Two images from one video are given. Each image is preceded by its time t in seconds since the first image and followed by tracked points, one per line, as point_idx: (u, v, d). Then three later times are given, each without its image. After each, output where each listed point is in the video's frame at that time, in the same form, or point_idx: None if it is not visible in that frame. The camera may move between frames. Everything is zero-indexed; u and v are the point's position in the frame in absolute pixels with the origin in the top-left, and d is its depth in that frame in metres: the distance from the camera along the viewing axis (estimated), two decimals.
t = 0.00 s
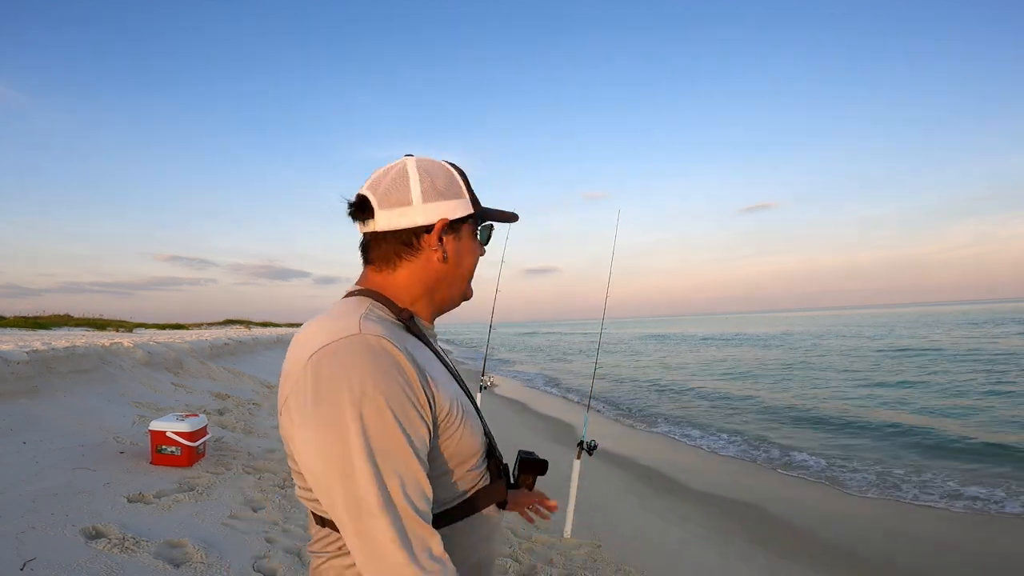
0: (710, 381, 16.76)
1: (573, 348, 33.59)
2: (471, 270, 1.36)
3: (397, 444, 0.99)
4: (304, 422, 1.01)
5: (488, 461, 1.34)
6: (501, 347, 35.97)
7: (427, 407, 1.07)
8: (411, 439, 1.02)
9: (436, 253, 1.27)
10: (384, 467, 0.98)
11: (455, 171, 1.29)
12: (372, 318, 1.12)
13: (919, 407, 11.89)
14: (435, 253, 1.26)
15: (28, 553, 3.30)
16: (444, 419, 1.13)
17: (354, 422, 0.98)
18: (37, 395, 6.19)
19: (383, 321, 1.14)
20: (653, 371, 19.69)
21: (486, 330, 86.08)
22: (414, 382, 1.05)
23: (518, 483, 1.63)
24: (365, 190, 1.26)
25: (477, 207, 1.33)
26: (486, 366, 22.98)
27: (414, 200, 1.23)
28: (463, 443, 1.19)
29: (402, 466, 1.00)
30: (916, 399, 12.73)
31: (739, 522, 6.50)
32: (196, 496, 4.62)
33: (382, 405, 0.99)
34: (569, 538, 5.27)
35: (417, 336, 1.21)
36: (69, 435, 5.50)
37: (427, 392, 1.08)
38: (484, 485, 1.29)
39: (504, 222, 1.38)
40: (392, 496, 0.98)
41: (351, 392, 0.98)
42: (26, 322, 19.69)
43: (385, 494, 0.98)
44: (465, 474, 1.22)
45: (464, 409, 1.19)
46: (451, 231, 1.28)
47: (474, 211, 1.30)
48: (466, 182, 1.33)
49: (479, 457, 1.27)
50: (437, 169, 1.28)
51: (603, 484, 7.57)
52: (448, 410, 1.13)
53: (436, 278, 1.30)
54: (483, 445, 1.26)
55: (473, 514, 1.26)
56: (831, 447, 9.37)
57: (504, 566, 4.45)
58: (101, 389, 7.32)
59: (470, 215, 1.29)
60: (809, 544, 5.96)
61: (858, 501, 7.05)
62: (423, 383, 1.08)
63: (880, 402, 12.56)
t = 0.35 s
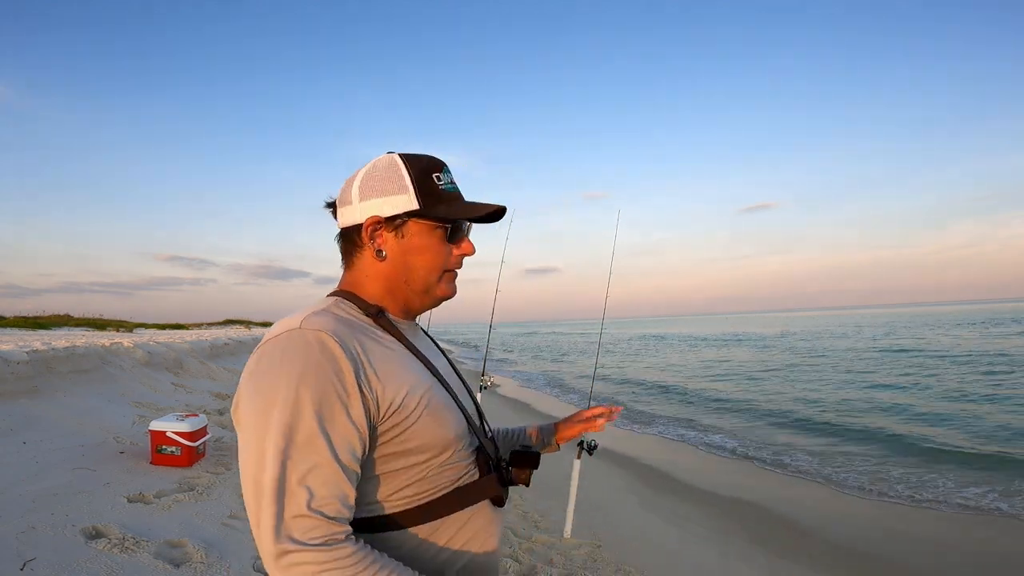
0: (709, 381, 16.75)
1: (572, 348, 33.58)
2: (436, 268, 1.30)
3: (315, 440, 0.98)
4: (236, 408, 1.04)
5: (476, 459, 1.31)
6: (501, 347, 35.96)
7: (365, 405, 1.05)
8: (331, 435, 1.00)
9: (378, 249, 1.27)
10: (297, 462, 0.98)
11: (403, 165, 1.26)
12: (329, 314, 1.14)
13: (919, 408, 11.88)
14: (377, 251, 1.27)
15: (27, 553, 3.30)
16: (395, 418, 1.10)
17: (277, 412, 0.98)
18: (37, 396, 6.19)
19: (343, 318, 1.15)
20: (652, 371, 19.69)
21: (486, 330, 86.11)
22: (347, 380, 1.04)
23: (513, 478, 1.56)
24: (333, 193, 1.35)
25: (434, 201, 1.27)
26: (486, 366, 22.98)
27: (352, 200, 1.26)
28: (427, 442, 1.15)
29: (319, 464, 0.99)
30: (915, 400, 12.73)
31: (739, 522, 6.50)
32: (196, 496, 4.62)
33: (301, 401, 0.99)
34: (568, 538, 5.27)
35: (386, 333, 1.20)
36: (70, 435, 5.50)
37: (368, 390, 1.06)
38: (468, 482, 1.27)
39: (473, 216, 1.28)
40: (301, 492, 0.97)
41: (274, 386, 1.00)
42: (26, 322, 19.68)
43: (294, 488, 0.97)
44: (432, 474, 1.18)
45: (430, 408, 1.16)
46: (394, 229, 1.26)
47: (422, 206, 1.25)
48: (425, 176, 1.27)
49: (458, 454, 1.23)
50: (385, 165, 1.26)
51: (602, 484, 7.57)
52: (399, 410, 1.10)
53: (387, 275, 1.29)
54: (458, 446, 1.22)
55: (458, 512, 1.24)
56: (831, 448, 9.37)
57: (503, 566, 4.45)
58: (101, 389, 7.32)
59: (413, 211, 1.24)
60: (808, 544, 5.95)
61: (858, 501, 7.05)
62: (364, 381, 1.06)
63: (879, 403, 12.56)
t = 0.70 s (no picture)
0: (710, 381, 16.74)
1: (572, 348, 33.58)
2: (369, 274, 1.30)
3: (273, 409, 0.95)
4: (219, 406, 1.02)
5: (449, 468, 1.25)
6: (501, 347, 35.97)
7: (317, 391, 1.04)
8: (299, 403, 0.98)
9: (337, 258, 1.38)
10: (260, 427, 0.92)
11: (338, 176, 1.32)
12: (289, 317, 1.17)
13: (918, 409, 11.89)
14: (336, 260, 1.38)
15: (27, 553, 3.31)
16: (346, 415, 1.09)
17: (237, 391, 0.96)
18: (38, 396, 6.19)
19: (304, 319, 1.18)
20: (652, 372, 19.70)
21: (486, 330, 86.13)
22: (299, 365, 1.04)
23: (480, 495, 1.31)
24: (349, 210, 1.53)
25: (352, 207, 1.26)
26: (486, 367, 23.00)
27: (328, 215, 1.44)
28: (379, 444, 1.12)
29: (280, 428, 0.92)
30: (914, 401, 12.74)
31: (739, 522, 6.49)
32: (196, 496, 4.63)
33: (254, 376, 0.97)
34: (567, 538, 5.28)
35: (352, 336, 1.20)
36: (70, 435, 5.50)
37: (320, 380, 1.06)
38: (434, 492, 1.22)
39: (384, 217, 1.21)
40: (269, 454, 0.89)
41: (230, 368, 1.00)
42: (25, 322, 19.67)
43: (264, 452, 0.89)
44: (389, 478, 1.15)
45: (384, 409, 1.14)
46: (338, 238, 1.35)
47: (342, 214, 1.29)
48: (352, 183, 1.28)
49: (423, 461, 1.19)
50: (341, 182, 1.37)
51: (602, 484, 7.57)
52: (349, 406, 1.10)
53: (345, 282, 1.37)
54: (420, 452, 1.18)
55: (421, 520, 1.19)
56: (831, 450, 9.37)
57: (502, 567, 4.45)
58: (102, 389, 7.32)
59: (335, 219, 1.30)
60: (808, 543, 5.94)
61: (858, 501, 7.03)
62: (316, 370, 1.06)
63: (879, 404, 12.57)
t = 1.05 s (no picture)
0: (713, 381, 16.61)
1: (574, 347, 33.49)
2: (370, 279, 1.21)
3: (228, 447, 0.94)
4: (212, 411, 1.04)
5: (454, 487, 1.14)
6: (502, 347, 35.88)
7: (288, 417, 0.98)
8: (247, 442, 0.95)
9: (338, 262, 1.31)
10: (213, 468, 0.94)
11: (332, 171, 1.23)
12: (281, 322, 1.10)
13: (922, 409, 11.77)
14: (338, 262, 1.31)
15: (27, 553, 3.24)
16: (329, 433, 1.00)
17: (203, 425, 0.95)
18: (38, 396, 6.12)
19: (297, 325, 1.10)
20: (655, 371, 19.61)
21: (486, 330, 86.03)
22: (276, 388, 0.98)
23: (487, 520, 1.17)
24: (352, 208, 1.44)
25: (347, 205, 1.18)
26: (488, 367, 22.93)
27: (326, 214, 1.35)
28: (370, 462, 1.02)
29: (229, 471, 0.94)
30: (918, 401, 12.62)
31: (740, 521, 6.40)
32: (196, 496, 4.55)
33: (222, 407, 0.94)
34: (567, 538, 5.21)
35: (348, 342, 1.11)
36: (69, 435, 5.43)
37: (296, 401, 0.99)
38: (436, 513, 1.11)
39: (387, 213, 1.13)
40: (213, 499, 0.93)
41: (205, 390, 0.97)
42: (25, 322, 19.59)
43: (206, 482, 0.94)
44: (381, 499, 1.05)
45: (375, 425, 1.03)
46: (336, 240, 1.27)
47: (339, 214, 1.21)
48: (346, 178, 1.19)
49: (422, 481, 1.08)
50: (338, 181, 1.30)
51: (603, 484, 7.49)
52: (333, 424, 1.00)
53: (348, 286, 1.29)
54: (418, 471, 1.07)
55: (421, 543, 1.09)
56: (835, 450, 9.27)
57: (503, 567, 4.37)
58: (102, 389, 7.24)
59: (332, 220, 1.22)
60: (809, 544, 5.85)
61: (861, 501, 6.95)
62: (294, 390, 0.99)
63: (883, 404, 12.46)
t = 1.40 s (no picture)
0: (717, 381, 16.45)
1: (575, 347, 33.37)
2: (363, 278, 1.10)
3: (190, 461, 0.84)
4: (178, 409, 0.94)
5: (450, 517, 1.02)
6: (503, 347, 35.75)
7: (259, 432, 0.88)
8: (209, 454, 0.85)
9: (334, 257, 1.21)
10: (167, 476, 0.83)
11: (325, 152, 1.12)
12: (266, 322, 0.99)
13: (927, 409, 11.65)
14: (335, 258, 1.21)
15: (27, 553, 3.13)
16: (304, 454, 0.89)
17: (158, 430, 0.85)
18: (38, 396, 6.01)
19: (283, 325, 0.99)
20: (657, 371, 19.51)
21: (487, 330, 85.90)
22: (249, 400, 0.88)
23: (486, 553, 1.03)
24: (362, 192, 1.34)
25: (341, 192, 1.08)
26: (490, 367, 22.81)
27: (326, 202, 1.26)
28: (353, 488, 0.91)
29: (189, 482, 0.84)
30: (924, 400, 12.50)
31: (742, 520, 6.28)
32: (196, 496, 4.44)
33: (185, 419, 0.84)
34: (567, 538, 5.09)
35: (340, 349, 0.99)
36: (69, 435, 5.31)
37: (269, 414, 0.89)
38: (429, 546, 0.99)
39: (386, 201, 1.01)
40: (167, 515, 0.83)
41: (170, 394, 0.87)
42: (25, 322, 19.48)
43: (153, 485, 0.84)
44: (361, 529, 0.94)
45: (363, 448, 0.92)
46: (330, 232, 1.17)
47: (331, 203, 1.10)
48: (338, 160, 1.08)
49: (413, 510, 0.97)
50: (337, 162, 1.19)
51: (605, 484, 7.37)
52: (314, 442, 0.90)
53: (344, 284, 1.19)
54: (409, 501, 0.96)
55: None
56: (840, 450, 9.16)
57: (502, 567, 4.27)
58: (102, 389, 7.13)
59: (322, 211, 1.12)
60: (813, 543, 5.73)
61: (864, 501, 6.82)
62: (266, 404, 0.89)
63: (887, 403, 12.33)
